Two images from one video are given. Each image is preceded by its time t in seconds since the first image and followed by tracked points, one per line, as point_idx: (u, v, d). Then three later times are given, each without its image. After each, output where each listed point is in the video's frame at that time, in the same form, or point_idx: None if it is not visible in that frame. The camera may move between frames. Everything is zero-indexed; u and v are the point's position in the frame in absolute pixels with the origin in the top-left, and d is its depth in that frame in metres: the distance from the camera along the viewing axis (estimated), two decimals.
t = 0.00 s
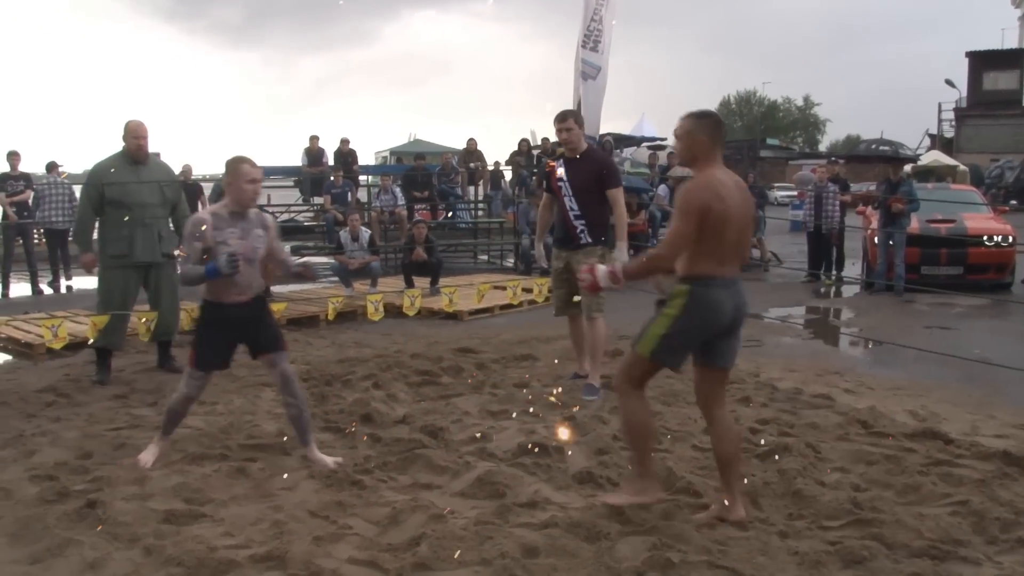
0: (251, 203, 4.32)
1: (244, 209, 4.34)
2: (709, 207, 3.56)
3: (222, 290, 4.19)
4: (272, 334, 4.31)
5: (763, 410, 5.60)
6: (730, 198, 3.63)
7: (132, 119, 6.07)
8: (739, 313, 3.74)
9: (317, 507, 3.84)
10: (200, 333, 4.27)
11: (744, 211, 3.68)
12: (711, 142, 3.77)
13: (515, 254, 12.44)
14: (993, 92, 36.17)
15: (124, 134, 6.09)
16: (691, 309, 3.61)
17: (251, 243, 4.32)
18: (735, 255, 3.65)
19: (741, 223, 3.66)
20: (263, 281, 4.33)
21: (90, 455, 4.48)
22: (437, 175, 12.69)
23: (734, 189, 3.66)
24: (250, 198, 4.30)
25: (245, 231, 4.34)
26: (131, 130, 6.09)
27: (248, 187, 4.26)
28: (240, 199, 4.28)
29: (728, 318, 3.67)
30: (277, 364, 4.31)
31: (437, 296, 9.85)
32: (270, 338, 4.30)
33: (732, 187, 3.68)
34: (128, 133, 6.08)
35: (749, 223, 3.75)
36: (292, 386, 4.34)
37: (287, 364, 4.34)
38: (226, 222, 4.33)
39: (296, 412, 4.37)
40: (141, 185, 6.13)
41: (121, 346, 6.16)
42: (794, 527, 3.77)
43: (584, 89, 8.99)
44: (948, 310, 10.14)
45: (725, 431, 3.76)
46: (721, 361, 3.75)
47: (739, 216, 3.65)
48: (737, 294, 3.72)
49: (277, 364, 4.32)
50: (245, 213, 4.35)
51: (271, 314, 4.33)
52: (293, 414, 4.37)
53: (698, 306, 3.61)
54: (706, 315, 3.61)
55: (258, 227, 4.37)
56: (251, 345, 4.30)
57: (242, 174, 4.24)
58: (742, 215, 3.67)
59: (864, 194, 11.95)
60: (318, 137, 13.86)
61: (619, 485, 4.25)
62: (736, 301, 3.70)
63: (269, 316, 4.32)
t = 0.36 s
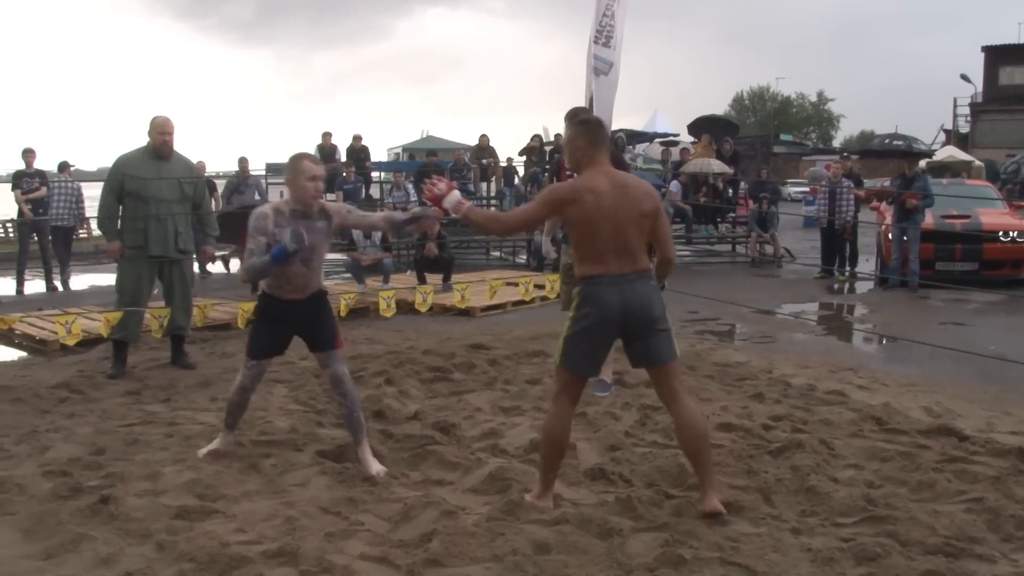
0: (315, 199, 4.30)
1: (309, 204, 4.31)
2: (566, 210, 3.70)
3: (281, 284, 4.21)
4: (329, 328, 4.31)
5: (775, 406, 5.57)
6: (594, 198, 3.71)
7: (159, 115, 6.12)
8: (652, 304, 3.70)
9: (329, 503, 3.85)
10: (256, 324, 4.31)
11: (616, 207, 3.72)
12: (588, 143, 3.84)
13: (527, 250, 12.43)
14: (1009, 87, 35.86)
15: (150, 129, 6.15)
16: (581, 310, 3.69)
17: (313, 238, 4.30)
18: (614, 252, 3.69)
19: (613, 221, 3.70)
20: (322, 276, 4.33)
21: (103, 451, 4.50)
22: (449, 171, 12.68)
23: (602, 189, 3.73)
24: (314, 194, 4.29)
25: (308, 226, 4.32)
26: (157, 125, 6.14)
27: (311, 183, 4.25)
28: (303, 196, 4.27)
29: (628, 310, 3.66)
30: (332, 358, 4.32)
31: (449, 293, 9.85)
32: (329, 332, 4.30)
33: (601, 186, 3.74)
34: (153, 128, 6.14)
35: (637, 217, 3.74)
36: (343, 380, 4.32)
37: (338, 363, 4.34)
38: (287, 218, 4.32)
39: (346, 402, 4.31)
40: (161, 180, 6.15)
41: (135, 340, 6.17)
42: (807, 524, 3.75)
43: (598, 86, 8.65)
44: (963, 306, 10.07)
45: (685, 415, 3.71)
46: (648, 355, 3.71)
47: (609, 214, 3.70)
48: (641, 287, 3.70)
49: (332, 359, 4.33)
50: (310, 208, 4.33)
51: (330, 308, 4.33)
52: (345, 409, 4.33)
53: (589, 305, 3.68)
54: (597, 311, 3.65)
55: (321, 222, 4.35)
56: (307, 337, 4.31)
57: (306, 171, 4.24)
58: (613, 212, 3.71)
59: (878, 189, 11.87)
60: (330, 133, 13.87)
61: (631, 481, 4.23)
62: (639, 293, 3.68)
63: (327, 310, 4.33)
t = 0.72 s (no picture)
0: (332, 207, 4.30)
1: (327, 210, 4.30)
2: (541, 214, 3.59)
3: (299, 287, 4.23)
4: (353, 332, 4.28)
5: (792, 403, 5.55)
6: (568, 198, 3.60)
7: (157, 118, 6.17)
8: (641, 302, 3.57)
9: (345, 503, 3.86)
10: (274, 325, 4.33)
11: (593, 203, 3.60)
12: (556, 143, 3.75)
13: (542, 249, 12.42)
14: None
15: (149, 133, 6.19)
16: (569, 311, 3.57)
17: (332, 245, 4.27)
18: (597, 249, 3.57)
19: (591, 218, 3.58)
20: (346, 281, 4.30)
21: (121, 452, 4.54)
22: (463, 171, 12.70)
23: (574, 187, 3.62)
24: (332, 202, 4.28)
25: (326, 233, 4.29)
26: (156, 128, 6.19)
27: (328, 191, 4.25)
28: (320, 203, 4.27)
29: (616, 309, 3.53)
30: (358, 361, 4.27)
31: (464, 292, 9.86)
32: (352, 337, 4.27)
33: (573, 183, 3.64)
34: (153, 131, 6.18)
35: (616, 210, 3.62)
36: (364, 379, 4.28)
37: (361, 364, 4.29)
38: (305, 225, 4.30)
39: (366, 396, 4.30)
40: (163, 181, 6.18)
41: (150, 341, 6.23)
42: (824, 522, 3.73)
43: (611, 83, 8.62)
44: (981, 302, 9.99)
45: (663, 415, 3.58)
46: (639, 356, 3.58)
47: (586, 211, 3.59)
48: (629, 286, 3.56)
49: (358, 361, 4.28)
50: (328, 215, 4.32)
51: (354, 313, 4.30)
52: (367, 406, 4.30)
53: (576, 306, 3.56)
54: (585, 312, 3.53)
55: (341, 231, 4.33)
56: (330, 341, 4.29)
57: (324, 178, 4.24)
58: (589, 207, 3.59)
59: (894, 185, 11.80)
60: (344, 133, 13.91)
61: (647, 479, 4.23)
62: (627, 291, 3.55)
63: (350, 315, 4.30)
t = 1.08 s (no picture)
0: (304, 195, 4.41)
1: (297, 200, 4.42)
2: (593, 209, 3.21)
3: (281, 276, 4.35)
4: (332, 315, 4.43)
5: (805, 406, 5.52)
6: (628, 200, 3.24)
7: (147, 120, 6.16)
8: (667, 331, 3.23)
9: (357, 504, 3.87)
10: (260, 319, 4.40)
11: (652, 214, 3.25)
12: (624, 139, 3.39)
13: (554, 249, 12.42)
14: None
15: (141, 135, 6.19)
16: (587, 321, 3.29)
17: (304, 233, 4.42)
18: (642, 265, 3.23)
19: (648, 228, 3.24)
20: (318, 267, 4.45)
21: (135, 452, 4.56)
22: (476, 171, 12.71)
23: (636, 191, 3.26)
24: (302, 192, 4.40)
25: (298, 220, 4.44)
26: (147, 131, 6.18)
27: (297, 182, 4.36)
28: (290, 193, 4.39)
29: (638, 332, 3.22)
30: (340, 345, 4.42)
31: (476, 292, 9.87)
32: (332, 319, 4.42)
33: (636, 186, 3.27)
34: (144, 134, 6.18)
35: (672, 229, 3.28)
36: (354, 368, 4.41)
37: (349, 352, 4.44)
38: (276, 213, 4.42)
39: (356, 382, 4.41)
40: (158, 183, 6.20)
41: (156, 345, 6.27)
42: (837, 525, 3.71)
43: (624, 84, 8.58)
44: (997, 303, 9.92)
45: (657, 461, 3.21)
46: (650, 388, 3.24)
47: (642, 222, 3.23)
48: (658, 312, 3.23)
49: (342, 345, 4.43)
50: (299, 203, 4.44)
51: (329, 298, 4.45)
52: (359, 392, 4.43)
53: (595, 320, 3.27)
54: (604, 326, 3.24)
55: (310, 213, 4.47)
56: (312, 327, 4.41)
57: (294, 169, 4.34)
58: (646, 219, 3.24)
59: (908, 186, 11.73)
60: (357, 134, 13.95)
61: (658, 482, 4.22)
62: (656, 317, 3.22)
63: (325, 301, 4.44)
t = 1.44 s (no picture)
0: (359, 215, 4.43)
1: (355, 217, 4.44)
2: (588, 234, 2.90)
3: (326, 291, 4.36)
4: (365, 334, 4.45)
5: (808, 402, 5.52)
6: (629, 224, 2.92)
7: (140, 119, 6.17)
8: (676, 357, 2.98)
9: (360, 502, 3.87)
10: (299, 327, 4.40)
11: (654, 238, 2.93)
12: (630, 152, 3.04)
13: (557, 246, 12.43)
14: None
15: (134, 135, 6.19)
16: (592, 362, 2.94)
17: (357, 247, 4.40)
18: (642, 295, 2.95)
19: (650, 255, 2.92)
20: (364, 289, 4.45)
21: (139, 450, 4.57)
22: (478, 168, 12.70)
23: (638, 214, 2.92)
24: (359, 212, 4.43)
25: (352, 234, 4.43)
26: (139, 130, 6.18)
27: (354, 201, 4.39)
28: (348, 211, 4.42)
29: (646, 365, 2.93)
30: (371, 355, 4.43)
31: (479, 289, 9.87)
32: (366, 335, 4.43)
33: (638, 207, 2.94)
34: (137, 133, 6.18)
35: (676, 252, 2.97)
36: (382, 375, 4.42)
37: (381, 359, 4.43)
38: (336, 232, 4.41)
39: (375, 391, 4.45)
40: (153, 182, 6.20)
41: (159, 340, 6.31)
42: (841, 522, 3.71)
43: (626, 81, 8.56)
44: (1001, 299, 9.90)
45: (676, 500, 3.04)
46: (666, 421, 3.01)
47: (643, 249, 2.91)
48: (665, 337, 2.96)
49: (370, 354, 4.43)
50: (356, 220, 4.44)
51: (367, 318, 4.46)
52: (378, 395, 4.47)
53: (598, 356, 2.94)
54: (610, 367, 2.92)
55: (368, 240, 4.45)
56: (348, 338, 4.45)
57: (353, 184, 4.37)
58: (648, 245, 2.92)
59: (912, 181, 11.70)
60: (359, 131, 13.96)
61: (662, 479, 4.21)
62: (664, 345, 2.95)
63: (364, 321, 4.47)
